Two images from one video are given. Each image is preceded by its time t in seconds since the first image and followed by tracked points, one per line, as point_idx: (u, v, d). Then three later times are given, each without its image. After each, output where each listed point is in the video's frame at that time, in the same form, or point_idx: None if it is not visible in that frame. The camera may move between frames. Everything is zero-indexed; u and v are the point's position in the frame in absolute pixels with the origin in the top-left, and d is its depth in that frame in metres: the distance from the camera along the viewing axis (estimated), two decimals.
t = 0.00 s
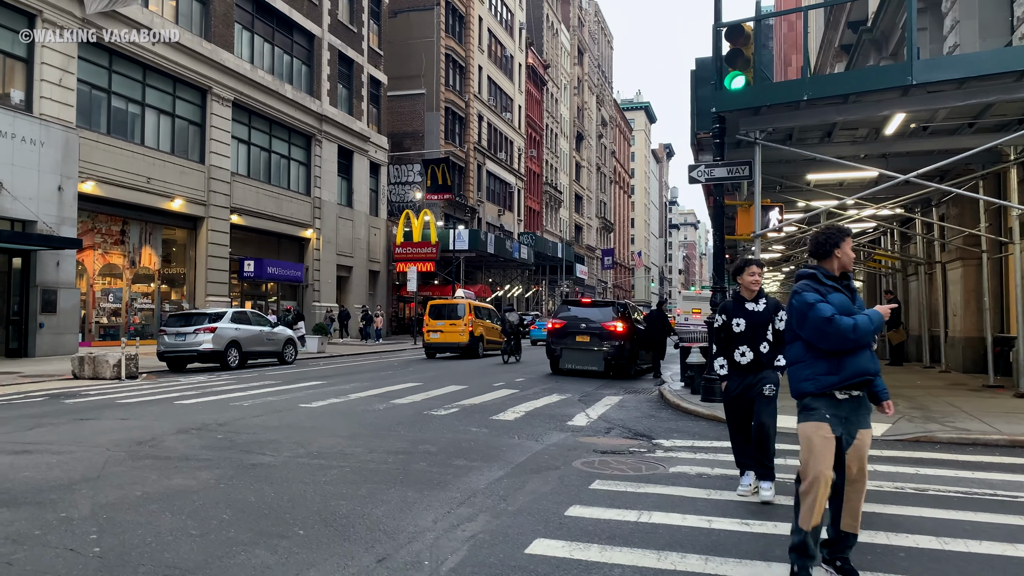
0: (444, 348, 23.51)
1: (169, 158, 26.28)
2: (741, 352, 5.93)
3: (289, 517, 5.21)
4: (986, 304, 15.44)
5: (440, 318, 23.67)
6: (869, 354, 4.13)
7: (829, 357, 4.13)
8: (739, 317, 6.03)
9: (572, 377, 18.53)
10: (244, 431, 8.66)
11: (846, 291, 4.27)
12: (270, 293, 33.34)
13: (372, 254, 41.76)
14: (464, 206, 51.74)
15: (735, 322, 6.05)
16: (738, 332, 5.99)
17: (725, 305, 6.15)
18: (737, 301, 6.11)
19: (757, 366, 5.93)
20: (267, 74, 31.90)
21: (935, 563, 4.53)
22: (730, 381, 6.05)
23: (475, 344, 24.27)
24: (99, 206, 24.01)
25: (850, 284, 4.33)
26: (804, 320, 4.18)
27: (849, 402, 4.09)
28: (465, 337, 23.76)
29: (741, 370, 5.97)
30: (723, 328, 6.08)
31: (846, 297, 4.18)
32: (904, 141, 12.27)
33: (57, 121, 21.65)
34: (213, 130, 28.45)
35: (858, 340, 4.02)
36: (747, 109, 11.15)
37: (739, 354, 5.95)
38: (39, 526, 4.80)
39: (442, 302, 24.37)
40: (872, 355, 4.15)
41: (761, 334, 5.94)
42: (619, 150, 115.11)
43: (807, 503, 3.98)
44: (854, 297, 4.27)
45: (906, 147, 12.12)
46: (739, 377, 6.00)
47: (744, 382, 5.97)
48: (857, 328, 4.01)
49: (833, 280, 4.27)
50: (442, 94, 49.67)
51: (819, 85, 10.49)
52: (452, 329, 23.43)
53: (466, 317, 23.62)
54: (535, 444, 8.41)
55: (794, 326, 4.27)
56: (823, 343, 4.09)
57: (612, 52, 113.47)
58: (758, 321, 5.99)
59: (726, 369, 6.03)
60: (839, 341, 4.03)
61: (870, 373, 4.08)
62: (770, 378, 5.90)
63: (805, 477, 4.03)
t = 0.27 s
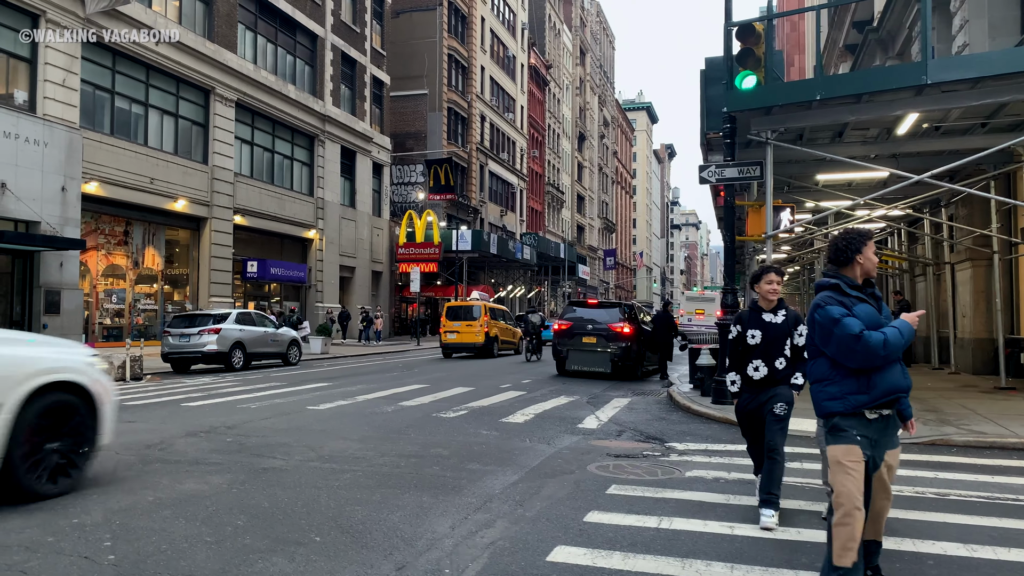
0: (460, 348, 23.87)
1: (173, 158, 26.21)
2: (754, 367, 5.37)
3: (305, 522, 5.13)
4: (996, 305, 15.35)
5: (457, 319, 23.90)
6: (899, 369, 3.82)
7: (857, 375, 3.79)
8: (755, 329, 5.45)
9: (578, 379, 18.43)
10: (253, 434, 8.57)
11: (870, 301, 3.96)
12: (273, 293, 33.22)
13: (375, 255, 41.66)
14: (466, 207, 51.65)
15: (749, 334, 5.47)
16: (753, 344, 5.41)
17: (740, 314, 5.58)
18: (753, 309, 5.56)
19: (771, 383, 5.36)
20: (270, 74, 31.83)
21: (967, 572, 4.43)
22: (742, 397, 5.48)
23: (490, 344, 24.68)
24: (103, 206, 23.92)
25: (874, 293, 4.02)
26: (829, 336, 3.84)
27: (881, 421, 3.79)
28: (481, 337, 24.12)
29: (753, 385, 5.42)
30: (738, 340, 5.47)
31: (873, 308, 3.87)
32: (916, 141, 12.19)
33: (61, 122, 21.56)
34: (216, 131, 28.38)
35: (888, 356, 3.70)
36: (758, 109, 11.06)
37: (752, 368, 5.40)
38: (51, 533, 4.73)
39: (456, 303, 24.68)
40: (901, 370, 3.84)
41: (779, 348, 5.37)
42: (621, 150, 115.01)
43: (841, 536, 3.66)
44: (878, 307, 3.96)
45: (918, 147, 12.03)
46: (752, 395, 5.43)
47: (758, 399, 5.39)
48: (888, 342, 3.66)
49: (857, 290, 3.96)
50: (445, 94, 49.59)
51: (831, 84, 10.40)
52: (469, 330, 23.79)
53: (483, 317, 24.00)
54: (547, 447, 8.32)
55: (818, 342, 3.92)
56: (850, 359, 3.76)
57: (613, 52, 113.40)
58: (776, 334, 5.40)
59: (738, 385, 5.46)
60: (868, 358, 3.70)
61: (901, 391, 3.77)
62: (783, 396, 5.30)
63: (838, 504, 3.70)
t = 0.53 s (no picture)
0: (476, 348, 24.77)
1: (178, 159, 26.21)
2: (776, 361, 5.17)
3: (326, 526, 5.10)
4: (1006, 307, 15.29)
5: (473, 320, 24.86)
6: (934, 371, 3.28)
7: (882, 378, 3.29)
8: (774, 321, 5.28)
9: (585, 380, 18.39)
10: (266, 436, 8.55)
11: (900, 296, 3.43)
12: (277, 295, 33.11)
13: (378, 255, 41.62)
14: (469, 208, 51.61)
15: (768, 326, 5.29)
16: (772, 337, 5.23)
17: (758, 307, 5.42)
18: (772, 301, 5.37)
19: (792, 377, 5.16)
20: (274, 75, 31.83)
21: None
22: (761, 390, 5.26)
23: (506, 345, 25.52)
24: (108, 208, 23.88)
25: (904, 286, 3.48)
26: (849, 335, 3.34)
27: (911, 430, 3.27)
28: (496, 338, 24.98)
29: (773, 379, 5.21)
30: (754, 332, 5.31)
31: (900, 303, 3.34)
32: (927, 142, 12.15)
33: (66, 123, 21.53)
34: (220, 132, 28.37)
35: (916, 358, 3.17)
36: (769, 110, 11.03)
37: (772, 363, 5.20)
38: (73, 537, 4.71)
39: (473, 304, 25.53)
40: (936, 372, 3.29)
41: (801, 341, 5.17)
42: (623, 151, 114.96)
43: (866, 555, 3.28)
44: (909, 302, 3.43)
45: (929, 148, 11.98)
46: (775, 389, 5.20)
47: (779, 392, 5.18)
48: (914, 342, 3.15)
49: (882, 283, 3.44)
50: (448, 95, 49.57)
51: (844, 85, 10.37)
52: (485, 331, 24.68)
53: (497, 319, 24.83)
54: (562, 449, 8.29)
55: (839, 341, 3.42)
56: (872, 361, 3.26)
57: (615, 53, 113.35)
58: (796, 325, 5.22)
59: (756, 375, 5.26)
60: (891, 360, 3.19)
61: (934, 395, 3.22)
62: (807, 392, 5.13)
63: (858, 525, 3.31)
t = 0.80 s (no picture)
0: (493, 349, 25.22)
1: (182, 161, 26.21)
2: (800, 383, 4.62)
3: (348, 532, 5.09)
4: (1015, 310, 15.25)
5: (489, 323, 25.28)
6: (983, 394, 3.10)
7: (923, 400, 3.16)
8: (796, 339, 4.76)
9: (592, 383, 18.37)
10: (279, 441, 8.53)
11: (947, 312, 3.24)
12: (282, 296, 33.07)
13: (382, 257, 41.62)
14: (473, 209, 51.58)
15: (790, 345, 4.76)
16: (795, 357, 4.71)
17: (774, 323, 4.88)
18: (791, 317, 4.86)
19: (818, 401, 4.64)
20: (279, 77, 31.83)
21: None
22: (782, 414, 4.68)
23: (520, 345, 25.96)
24: (114, 210, 23.87)
25: (954, 301, 3.29)
26: (890, 353, 3.20)
27: (953, 454, 3.14)
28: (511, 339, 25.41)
29: (797, 402, 4.66)
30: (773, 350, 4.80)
31: (948, 320, 3.16)
32: (938, 145, 12.12)
33: (72, 125, 21.53)
34: (225, 134, 28.35)
35: (959, 380, 3.02)
36: (780, 113, 11.01)
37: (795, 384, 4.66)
38: (95, 544, 4.69)
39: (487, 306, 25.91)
40: (985, 394, 3.12)
41: (825, 361, 4.67)
42: (625, 152, 114.94)
43: None
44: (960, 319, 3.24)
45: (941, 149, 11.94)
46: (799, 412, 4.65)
47: (804, 417, 4.64)
48: (956, 363, 2.99)
49: (928, 296, 3.27)
50: (451, 96, 49.56)
51: (857, 88, 10.35)
52: (501, 332, 25.06)
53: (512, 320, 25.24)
54: (577, 454, 8.27)
55: (880, 359, 3.29)
56: (913, 382, 3.12)
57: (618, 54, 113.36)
58: (820, 344, 4.73)
59: (776, 397, 4.71)
60: (932, 382, 3.05)
61: (980, 421, 3.07)
62: (835, 416, 4.64)
63: (897, 539, 3.35)
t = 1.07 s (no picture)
0: (506, 349, 26.12)
1: (186, 162, 26.18)
2: (823, 378, 4.33)
3: (364, 535, 5.05)
4: None
5: (503, 323, 26.15)
6: None
7: (977, 408, 2.87)
8: (819, 331, 4.40)
9: (598, 383, 18.32)
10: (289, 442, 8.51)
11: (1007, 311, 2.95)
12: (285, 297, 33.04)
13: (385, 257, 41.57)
14: (475, 209, 51.54)
15: (813, 337, 4.40)
16: (820, 349, 4.37)
17: (793, 314, 4.49)
18: (811, 306, 4.49)
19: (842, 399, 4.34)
20: (282, 77, 31.80)
21: None
22: (802, 419, 4.40)
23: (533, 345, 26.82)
24: (118, 210, 23.83)
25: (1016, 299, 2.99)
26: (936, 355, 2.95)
27: (1021, 466, 2.84)
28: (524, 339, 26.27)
29: (818, 401, 4.37)
30: (793, 345, 4.42)
31: (1006, 318, 2.86)
32: (948, 144, 12.07)
33: (76, 126, 21.49)
34: (229, 134, 28.33)
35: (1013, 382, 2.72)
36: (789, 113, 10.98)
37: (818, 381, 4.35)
38: (111, 548, 4.66)
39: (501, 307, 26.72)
40: None
41: (850, 354, 4.36)
42: (627, 152, 114.83)
43: None
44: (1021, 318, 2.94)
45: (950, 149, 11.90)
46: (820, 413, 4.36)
47: (827, 418, 4.34)
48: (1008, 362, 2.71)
49: (985, 293, 2.97)
50: (454, 96, 49.52)
51: (867, 87, 10.31)
52: (515, 333, 25.93)
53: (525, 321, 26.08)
54: (588, 455, 8.23)
55: (929, 364, 3.04)
56: (963, 387, 2.84)
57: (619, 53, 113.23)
58: (845, 336, 4.38)
59: (796, 400, 4.39)
60: (982, 385, 2.77)
61: None
62: (861, 415, 4.34)
63: None
